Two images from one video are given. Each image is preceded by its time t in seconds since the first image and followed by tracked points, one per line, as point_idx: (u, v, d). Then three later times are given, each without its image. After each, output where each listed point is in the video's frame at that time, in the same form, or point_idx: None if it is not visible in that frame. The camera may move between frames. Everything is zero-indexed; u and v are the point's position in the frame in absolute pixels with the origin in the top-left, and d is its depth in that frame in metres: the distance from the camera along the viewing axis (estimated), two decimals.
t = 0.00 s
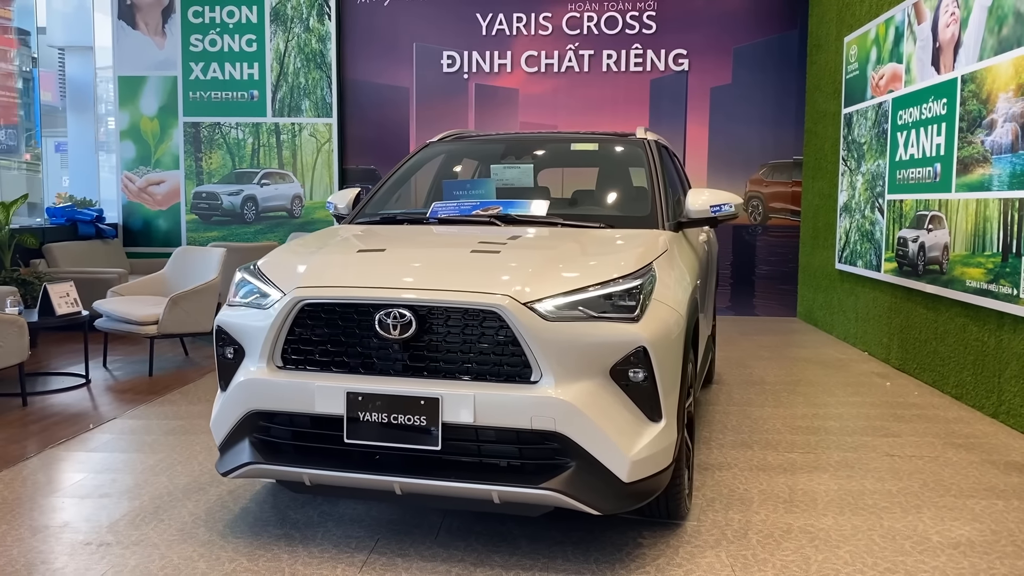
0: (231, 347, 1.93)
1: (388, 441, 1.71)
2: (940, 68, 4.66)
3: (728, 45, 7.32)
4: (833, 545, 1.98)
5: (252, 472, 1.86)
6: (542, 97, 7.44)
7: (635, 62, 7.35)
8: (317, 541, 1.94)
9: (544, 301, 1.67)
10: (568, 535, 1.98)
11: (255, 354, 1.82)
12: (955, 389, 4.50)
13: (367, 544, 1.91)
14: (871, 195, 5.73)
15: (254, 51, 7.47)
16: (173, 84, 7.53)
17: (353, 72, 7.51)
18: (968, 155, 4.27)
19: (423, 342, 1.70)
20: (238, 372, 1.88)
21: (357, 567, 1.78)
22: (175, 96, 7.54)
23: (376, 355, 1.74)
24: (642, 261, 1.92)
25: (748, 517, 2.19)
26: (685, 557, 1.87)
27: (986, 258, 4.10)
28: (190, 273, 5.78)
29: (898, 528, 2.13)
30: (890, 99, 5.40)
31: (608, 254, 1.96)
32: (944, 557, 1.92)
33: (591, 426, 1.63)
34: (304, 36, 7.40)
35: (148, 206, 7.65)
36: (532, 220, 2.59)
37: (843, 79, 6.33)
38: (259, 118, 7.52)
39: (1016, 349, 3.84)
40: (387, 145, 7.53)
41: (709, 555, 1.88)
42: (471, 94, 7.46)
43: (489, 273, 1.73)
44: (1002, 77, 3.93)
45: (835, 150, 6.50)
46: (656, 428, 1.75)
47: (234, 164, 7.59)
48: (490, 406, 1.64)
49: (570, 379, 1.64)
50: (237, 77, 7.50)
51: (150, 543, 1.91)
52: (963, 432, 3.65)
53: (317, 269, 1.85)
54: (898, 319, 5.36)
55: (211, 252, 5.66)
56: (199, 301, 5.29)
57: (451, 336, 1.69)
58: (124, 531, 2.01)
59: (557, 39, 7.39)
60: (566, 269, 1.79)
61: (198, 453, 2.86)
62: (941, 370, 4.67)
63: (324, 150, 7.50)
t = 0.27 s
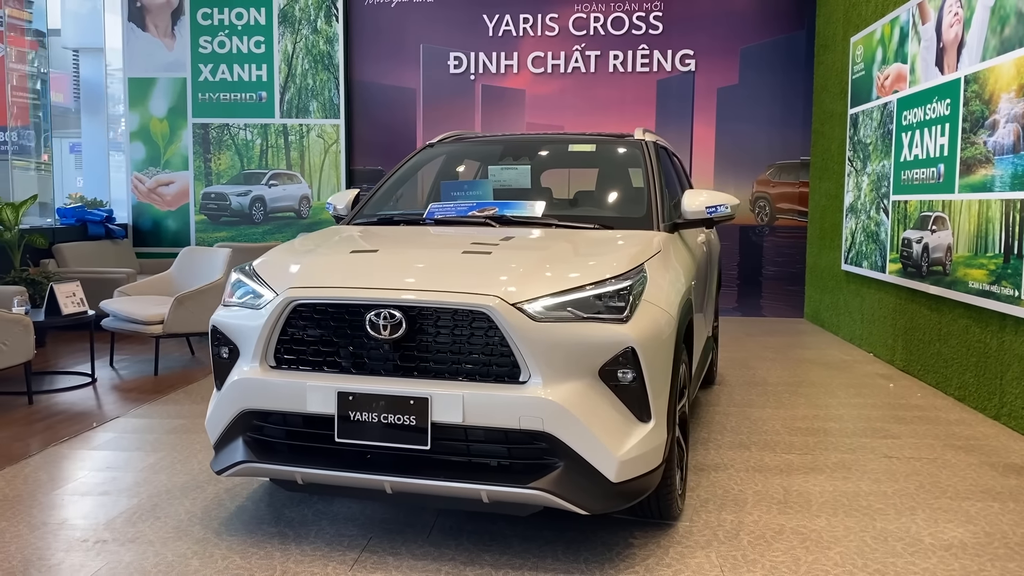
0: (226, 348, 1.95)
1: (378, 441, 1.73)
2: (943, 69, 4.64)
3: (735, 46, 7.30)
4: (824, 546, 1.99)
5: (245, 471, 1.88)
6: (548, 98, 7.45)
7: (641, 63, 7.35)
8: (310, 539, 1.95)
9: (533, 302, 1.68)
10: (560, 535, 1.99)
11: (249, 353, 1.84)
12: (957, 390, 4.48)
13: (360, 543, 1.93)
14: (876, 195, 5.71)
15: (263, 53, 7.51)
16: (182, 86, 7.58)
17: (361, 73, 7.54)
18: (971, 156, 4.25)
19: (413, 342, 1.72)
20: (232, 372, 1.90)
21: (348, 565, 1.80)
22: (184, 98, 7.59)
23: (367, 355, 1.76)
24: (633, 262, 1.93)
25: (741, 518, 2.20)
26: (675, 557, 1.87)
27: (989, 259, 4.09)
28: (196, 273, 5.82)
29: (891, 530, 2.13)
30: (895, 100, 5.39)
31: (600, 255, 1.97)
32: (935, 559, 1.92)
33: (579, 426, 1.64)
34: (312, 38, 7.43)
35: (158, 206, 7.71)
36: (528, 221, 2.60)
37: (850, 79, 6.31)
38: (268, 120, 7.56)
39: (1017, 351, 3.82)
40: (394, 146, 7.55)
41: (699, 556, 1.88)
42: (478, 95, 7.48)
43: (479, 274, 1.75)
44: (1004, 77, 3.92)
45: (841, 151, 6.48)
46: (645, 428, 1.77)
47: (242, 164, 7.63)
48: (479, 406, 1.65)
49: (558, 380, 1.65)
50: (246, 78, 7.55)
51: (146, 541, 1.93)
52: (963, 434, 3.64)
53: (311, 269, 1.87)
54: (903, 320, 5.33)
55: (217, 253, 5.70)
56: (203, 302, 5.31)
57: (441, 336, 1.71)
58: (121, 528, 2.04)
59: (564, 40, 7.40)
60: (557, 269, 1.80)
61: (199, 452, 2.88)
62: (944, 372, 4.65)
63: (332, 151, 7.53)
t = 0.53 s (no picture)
0: (223, 347, 1.96)
1: (370, 440, 1.74)
2: (947, 69, 4.63)
3: (742, 46, 7.29)
4: (816, 547, 1.99)
5: (241, 469, 1.90)
6: (555, 99, 7.46)
7: (648, 63, 7.35)
8: (305, 537, 1.98)
9: (523, 303, 1.70)
10: (553, 534, 2.01)
11: (244, 353, 1.86)
12: (960, 392, 4.46)
13: (354, 541, 1.94)
14: (882, 196, 5.70)
15: (271, 54, 7.55)
16: (191, 87, 7.64)
17: (368, 74, 7.57)
18: (974, 157, 4.24)
19: (406, 342, 1.74)
20: (228, 371, 1.92)
21: (341, 563, 1.82)
22: (194, 99, 7.64)
23: (360, 355, 1.77)
24: (626, 263, 1.94)
25: (735, 518, 2.21)
26: (666, 557, 1.89)
27: (991, 261, 4.08)
28: (203, 272, 5.87)
29: (884, 531, 2.13)
30: (900, 100, 5.37)
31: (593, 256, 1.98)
32: (926, 561, 1.93)
33: (568, 426, 1.65)
34: (320, 39, 7.47)
35: (167, 207, 7.77)
36: (524, 222, 2.62)
37: (856, 80, 6.29)
38: (276, 121, 7.60)
39: (1019, 353, 3.81)
40: (401, 147, 7.58)
41: (690, 556, 1.89)
42: (485, 96, 7.50)
43: (472, 275, 1.76)
44: (1007, 77, 3.91)
45: (847, 151, 6.47)
46: (636, 428, 1.78)
47: (250, 165, 7.67)
48: (470, 405, 1.67)
49: (548, 380, 1.67)
50: (255, 80, 7.59)
51: (144, 538, 1.96)
52: (964, 436, 3.63)
53: (305, 269, 1.89)
54: (908, 321, 5.32)
55: (223, 253, 5.74)
56: (207, 301, 5.33)
57: (433, 337, 1.72)
58: (119, 525, 2.07)
59: (570, 41, 7.41)
60: (548, 269, 1.81)
61: (201, 450, 2.91)
62: (947, 373, 4.63)
63: (339, 151, 7.56)
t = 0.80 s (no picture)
0: (225, 346, 1.98)
1: (368, 438, 1.76)
2: (955, 69, 4.61)
3: (751, 46, 7.27)
4: (814, 547, 1.99)
5: (242, 467, 1.92)
6: (563, 99, 7.47)
7: (657, 63, 7.34)
8: (305, 534, 1.99)
9: (520, 303, 1.71)
10: (551, 533, 2.02)
11: (245, 351, 1.88)
12: (968, 393, 4.44)
13: (353, 539, 1.96)
14: (890, 196, 5.67)
15: (281, 55, 7.59)
16: (202, 88, 7.69)
17: (377, 75, 7.60)
18: (981, 157, 4.22)
19: (404, 341, 1.75)
20: (230, 370, 1.94)
21: (340, 560, 1.83)
22: (204, 100, 7.69)
23: (359, 354, 1.79)
24: (624, 262, 1.95)
25: (734, 518, 2.21)
26: (663, 557, 1.89)
27: (998, 261, 4.05)
28: (211, 272, 5.90)
29: (884, 532, 2.13)
30: (908, 100, 5.34)
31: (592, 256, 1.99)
32: (924, 562, 1.92)
33: (565, 426, 1.66)
34: (329, 40, 7.50)
35: (178, 207, 7.83)
36: (526, 222, 2.63)
37: (865, 79, 6.26)
38: (286, 121, 7.64)
39: None
40: (409, 147, 7.60)
41: (687, 556, 1.90)
42: (494, 96, 7.51)
43: (470, 275, 1.77)
44: (1014, 77, 3.88)
45: (856, 151, 6.44)
46: (633, 428, 1.78)
47: (260, 166, 7.71)
48: (467, 404, 1.68)
49: (545, 379, 1.68)
50: (265, 80, 7.63)
51: (145, 535, 1.98)
52: (969, 437, 3.61)
53: (305, 269, 1.91)
54: (916, 322, 5.29)
55: (231, 253, 5.77)
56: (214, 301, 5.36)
57: (431, 336, 1.73)
58: (122, 522, 2.09)
59: (579, 41, 7.41)
60: (546, 269, 1.82)
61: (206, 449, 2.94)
62: (954, 374, 4.61)
63: (348, 152, 7.59)
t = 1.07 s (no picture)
0: (225, 345, 1.99)
1: (366, 437, 1.76)
2: (963, 67, 4.57)
3: (759, 45, 7.24)
4: (814, 548, 1.99)
5: (241, 466, 1.93)
6: (571, 98, 7.46)
7: (665, 62, 7.32)
8: (305, 533, 2.00)
9: (517, 302, 1.71)
10: (550, 533, 2.02)
11: (244, 351, 1.88)
12: (975, 394, 4.41)
13: (352, 538, 1.97)
14: (898, 196, 5.64)
15: (289, 55, 7.62)
16: (211, 88, 7.72)
17: (385, 75, 7.61)
18: (989, 156, 4.18)
19: (402, 340, 1.75)
20: (230, 369, 1.95)
21: (338, 559, 1.84)
22: (214, 100, 7.73)
23: (357, 353, 1.79)
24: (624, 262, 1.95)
25: (734, 519, 2.20)
26: (661, 557, 1.89)
27: (1006, 261, 4.02)
28: (219, 272, 5.95)
29: (884, 533, 2.12)
30: (917, 99, 5.31)
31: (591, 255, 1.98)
32: (924, 564, 1.91)
33: (561, 425, 1.66)
34: (337, 40, 7.52)
35: (188, 206, 7.87)
36: (527, 222, 2.62)
37: (874, 78, 6.23)
38: (294, 121, 7.66)
39: None
40: (417, 147, 7.61)
41: (686, 556, 1.90)
42: (501, 96, 7.51)
43: (468, 275, 1.78)
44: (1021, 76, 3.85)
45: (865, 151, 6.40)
46: (631, 428, 1.78)
47: (269, 165, 7.74)
48: (464, 404, 1.68)
49: (542, 379, 1.68)
50: (273, 80, 7.66)
51: (146, 533, 2.00)
52: (975, 438, 3.59)
53: (304, 268, 1.91)
54: (924, 322, 5.25)
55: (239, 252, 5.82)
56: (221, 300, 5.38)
57: (429, 335, 1.74)
58: (123, 520, 2.10)
59: (587, 40, 7.40)
60: (545, 268, 1.82)
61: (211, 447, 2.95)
62: (962, 375, 4.58)
63: (356, 151, 7.61)
